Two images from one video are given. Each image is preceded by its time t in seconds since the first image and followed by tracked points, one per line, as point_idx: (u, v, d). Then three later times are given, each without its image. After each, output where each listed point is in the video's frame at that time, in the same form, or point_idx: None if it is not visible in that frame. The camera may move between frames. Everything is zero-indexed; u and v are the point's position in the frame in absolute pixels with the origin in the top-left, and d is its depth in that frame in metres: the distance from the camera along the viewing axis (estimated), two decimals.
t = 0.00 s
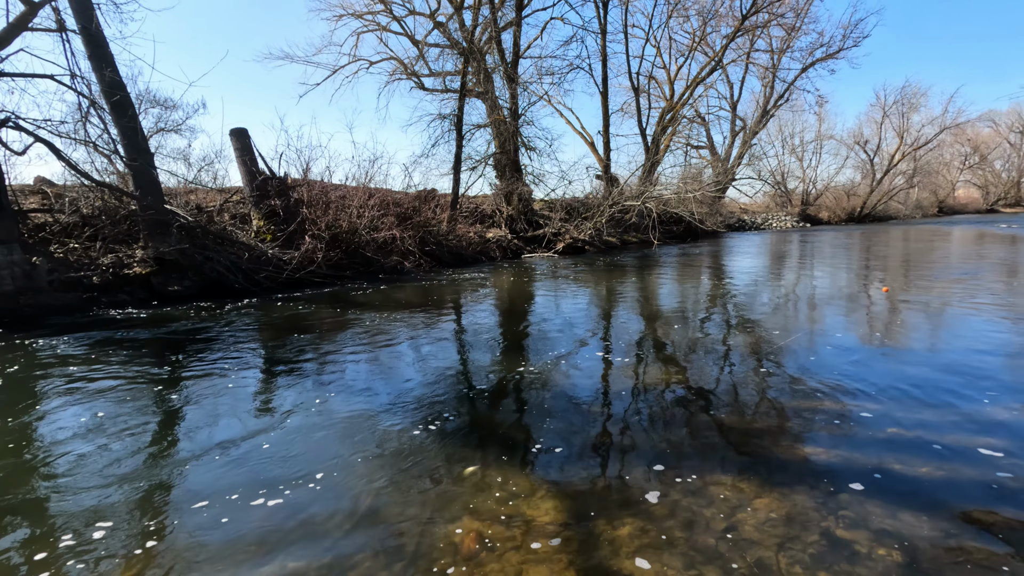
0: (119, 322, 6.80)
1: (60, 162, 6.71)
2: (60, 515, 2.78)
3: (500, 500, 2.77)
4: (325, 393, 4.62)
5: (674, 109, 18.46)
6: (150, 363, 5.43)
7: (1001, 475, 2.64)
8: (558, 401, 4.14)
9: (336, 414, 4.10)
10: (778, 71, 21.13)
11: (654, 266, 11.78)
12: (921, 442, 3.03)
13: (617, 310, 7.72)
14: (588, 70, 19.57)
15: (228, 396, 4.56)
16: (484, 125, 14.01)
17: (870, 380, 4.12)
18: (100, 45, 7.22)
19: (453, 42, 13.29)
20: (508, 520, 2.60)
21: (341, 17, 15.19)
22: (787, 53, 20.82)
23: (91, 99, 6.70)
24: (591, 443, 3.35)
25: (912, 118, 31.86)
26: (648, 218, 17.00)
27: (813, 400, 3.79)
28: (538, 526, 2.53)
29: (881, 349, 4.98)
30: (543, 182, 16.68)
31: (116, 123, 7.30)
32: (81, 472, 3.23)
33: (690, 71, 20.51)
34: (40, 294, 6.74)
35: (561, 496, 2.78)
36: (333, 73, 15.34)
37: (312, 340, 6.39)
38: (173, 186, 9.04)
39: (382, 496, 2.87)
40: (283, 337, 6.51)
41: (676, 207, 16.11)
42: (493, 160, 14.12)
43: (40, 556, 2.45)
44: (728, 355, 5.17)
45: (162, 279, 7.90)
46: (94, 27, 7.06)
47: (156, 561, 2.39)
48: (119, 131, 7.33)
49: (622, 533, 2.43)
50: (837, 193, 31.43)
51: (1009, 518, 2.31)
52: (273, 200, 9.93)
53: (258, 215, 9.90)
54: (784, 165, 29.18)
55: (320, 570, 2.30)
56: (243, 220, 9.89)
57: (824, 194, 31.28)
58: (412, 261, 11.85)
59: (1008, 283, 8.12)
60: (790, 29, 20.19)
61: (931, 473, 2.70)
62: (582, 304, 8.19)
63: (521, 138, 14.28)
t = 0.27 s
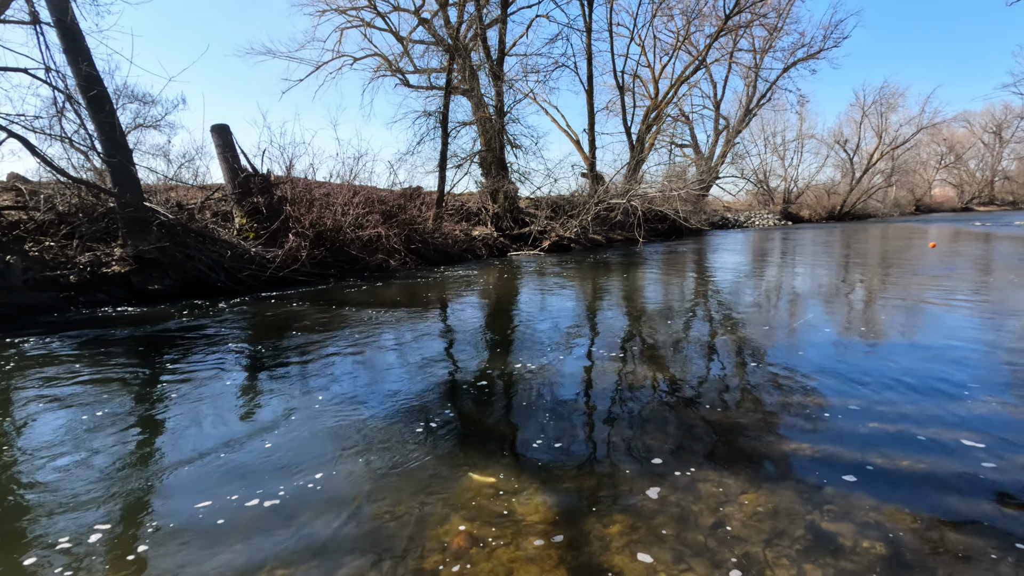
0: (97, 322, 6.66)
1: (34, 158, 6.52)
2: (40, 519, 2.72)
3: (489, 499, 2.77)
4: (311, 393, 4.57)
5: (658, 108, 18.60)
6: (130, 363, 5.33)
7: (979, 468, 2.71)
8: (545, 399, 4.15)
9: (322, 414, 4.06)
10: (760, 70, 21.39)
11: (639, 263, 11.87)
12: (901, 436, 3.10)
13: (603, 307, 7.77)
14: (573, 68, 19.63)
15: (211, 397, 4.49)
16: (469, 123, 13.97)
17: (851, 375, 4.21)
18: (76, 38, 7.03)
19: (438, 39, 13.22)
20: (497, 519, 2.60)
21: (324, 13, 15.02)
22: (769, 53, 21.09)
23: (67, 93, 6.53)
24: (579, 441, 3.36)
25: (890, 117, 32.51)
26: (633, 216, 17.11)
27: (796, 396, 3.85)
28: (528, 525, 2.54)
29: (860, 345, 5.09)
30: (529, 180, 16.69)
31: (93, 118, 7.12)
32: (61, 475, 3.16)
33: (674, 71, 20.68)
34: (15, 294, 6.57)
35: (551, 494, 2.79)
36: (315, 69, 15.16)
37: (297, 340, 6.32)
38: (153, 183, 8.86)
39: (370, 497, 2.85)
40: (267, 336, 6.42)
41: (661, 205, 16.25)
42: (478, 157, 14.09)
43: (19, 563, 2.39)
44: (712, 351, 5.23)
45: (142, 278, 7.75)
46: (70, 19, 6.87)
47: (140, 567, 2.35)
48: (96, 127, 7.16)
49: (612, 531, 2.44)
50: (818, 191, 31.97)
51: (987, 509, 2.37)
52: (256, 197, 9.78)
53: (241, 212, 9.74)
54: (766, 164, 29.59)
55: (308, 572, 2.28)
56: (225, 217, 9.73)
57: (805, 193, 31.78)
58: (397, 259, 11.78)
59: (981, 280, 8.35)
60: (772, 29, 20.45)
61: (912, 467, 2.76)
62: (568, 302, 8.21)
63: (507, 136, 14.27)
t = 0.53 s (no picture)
0: (74, 324, 6.49)
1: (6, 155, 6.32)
2: (14, 529, 2.63)
3: (476, 498, 2.77)
4: (294, 394, 4.51)
5: (641, 109, 18.76)
6: (108, 365, 5.20)
7: (953, 462, 2.79)
8: (532, 398, 4.16)
9: (306, 416, 4.01)
10: (741, 72, 21.70)
11: (623, 263, 11.96)
12: (879, 431, 3.18)
13: (588, 306, 7.81)
14: (557, 68, 19.69)
15: (192, 400, 4.40)
16: (453, 122, 13.93)
17: (830, 372, 4.29)
18: (49, 33, 6.84)
19: (422, 38, 13.16)
20: (485, 518, 2.60)
21: (306, 10, 14.85)
22: (750, 55, 21.41)
23: (39, 89, 6.34)
24: (565, 439, 3.38)
25: (867, 119, 33.24)
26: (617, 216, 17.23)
27: (777, 393, 3.92)
28: (516, 524, 2.54)
29: (839, 342, 5.20)
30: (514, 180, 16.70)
31: (68, 115, 6.94)
32: (37, 483, 3.07)
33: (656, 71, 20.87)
34: None
35: (538, 492, 2.79)
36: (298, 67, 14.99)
37: (280, 340, 6.23)
38: (130, 181, 8.65)
39: (356, 498, 2.83)
40: (249, 338, 6.32)
41: (645, 205, 16.38)
42: (463, 157, 14.05)
43: None
44: (695, 349, 5.30)
45: (120, 278, 7.57)
46: (42, 13, 6.67)
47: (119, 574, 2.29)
48: (71, 124, 6.97)
49: (599, 528, 2.46)
50: (798, 191, 32.56)
51: (961, 502, 2.44)
52: (237, 196, 9.61)
53: (221, 211, 9.57)
54: (747, 164, 30.04)
55: None
56: (205, 217, 9.55)
57: (786, 193, 32.33)
58: (382, 258, 11.70)
59: (954, 278, 8.59)
60: (753, 32, 20.76)
61: (890, 461, 2.83)
62: (553, 301, 8.24)
63: (491, 136, 14.26)
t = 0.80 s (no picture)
0: (45, 330, 6.31)
1: None
2: None
3: (461, 502, 2.76)
4: (275, 400, 4.43)
5: (623, 113, 18.96)
6: (82, 372, 5.08)
7: (927, 459, 2.86)
8: (516, 401, 4.16)
9: (288, 421, 3.94)
10: (720, 77, 22.08)
11: (606, 266, 12.05)
12: (857, 429, 3.25)
13: (571, 309, 7.84)
14: (539, 72, 19.78)
15: (169, 406, 4.30)
16: (436, 125, 13.90)
17: (809, 373, 4.37)
18: (19, 31, 6.66)
19: (404, 40, 13.12)
20: (471, 522, 2.58)
21: (286, 11, 14.71)
22: (729, 61, 21.80)
23: (10, 89, 6.16)
24: (550, 442, 3.38)
25: (842, 125, 34.08)
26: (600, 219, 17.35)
27: (758, 393, 3.98)
28: (502, 527, 2.53)
29: (818, 343, 5.30)
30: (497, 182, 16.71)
31: (40, 116, 6.76)
32: (7, 494, 2.98)
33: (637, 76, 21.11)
34: None
35: (523, 495, 2.79)
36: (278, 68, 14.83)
37: (261, 345, 6.14)
38: (105, 184, 8.46)
39: (340, 504, 2.79)
40: (229, 343, 6.21)
41: (627, 208, 16.54)
42: (445, 160, 14.02)
43: None
44: (678, 351, 5.35)
45: (94, 282, 7.39)
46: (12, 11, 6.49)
47: None
48: (42, 125, 6.78)
49: (585, 530, 2.47)
50: (776, 195, 33.22)
51: (935, 497, 2.51)
52: (216, 199, 9.44)
53: (199, 214, 9.39)
54: (727, 168, 30.55)
55: None
56: (183, 220, 9.37)
57: (764, 196, 32.92)
58: (364, 262, 11.60)
59: (925, 279, 8.84)
60: (731, 38, 21.15)
61: (867, 459, 2.89)
62: (537, 304, 8.26)
63: (474, 139, 14.26)
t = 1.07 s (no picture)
0: (13, 339, 6.17)
1: None
2: None
3: (445, 509, 2.74)
4: (255, 408, 4.35)
5: (603, 119, 19.16)
6: (54, 381, 4.98)
7: (902, 458, 2.93)
8: (500, 407, 4.14)
9: (267, 430, 3.87)
10: (698, 85, 22.48)
11: (588, 271, 12.12)
12: (833, 431, 3.32)
13: (554, 314, 7.86)
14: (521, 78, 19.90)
15: (144, 416, 4.20)
16: (417, 130, 13.86)
17: (787, 375, 4.45)
18: None
19: (386, 45, 13.07)
20: (456, 528, 2.57)
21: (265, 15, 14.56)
22: (706, 69, 22.22)
23: None
24: (534, 447, 3.38)
25: (816, 133, 34.98)
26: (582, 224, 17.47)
27: (738, 396, 4.04)
28: (486, 533, 2.52)
29: (794, 346, 5.41)
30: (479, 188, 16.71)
31: (7, 118, 6.57)
32: None
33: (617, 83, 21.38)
34: None
35: (507, 500, 2.79)
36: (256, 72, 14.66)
37: (239, 352, 6.03)
38: (77, 188, 8.26)
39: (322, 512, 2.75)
40: (206, 350, 6.09)
41: (608, 213, 16.69)
42: (427, 165, 13.98)
43: None
44: (659, 355, 5.41)
45: (65, 289, 7.25)
46: None
47: None
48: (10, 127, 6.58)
49: (569, 534, 2.47)
50: (753, 201, 33.91)
51: (910, 495, 2.58)
52: (193, 203, 9.21)
53: (176, 219, 9.15)
54: (705, 175, 31.09)
55: None
56: (159, 225, 9.16)
57: (742, 202, 33.55)
58: (345, 267, 11.48)
59: (896, 283, 9.10)
60: (708, 47, 21.57)
61: (844, 459, 2.95)
62: (520, 309, 8.26)
63: (456, 144, 14.26)
